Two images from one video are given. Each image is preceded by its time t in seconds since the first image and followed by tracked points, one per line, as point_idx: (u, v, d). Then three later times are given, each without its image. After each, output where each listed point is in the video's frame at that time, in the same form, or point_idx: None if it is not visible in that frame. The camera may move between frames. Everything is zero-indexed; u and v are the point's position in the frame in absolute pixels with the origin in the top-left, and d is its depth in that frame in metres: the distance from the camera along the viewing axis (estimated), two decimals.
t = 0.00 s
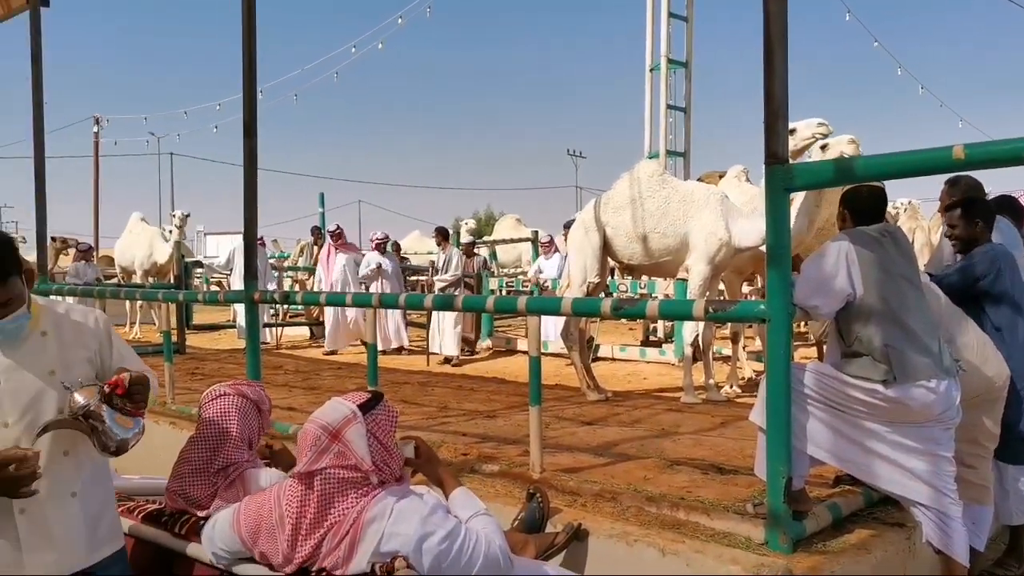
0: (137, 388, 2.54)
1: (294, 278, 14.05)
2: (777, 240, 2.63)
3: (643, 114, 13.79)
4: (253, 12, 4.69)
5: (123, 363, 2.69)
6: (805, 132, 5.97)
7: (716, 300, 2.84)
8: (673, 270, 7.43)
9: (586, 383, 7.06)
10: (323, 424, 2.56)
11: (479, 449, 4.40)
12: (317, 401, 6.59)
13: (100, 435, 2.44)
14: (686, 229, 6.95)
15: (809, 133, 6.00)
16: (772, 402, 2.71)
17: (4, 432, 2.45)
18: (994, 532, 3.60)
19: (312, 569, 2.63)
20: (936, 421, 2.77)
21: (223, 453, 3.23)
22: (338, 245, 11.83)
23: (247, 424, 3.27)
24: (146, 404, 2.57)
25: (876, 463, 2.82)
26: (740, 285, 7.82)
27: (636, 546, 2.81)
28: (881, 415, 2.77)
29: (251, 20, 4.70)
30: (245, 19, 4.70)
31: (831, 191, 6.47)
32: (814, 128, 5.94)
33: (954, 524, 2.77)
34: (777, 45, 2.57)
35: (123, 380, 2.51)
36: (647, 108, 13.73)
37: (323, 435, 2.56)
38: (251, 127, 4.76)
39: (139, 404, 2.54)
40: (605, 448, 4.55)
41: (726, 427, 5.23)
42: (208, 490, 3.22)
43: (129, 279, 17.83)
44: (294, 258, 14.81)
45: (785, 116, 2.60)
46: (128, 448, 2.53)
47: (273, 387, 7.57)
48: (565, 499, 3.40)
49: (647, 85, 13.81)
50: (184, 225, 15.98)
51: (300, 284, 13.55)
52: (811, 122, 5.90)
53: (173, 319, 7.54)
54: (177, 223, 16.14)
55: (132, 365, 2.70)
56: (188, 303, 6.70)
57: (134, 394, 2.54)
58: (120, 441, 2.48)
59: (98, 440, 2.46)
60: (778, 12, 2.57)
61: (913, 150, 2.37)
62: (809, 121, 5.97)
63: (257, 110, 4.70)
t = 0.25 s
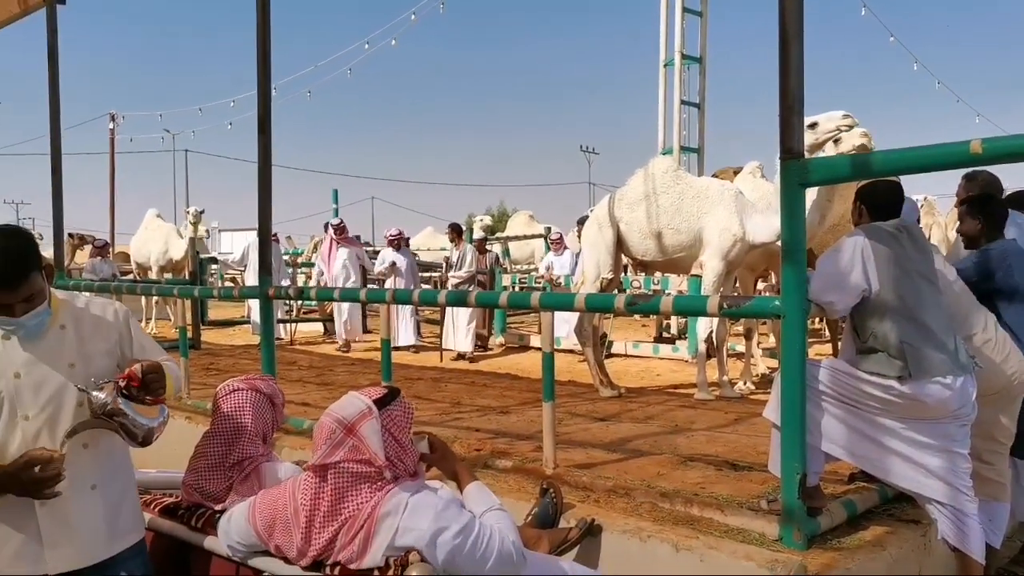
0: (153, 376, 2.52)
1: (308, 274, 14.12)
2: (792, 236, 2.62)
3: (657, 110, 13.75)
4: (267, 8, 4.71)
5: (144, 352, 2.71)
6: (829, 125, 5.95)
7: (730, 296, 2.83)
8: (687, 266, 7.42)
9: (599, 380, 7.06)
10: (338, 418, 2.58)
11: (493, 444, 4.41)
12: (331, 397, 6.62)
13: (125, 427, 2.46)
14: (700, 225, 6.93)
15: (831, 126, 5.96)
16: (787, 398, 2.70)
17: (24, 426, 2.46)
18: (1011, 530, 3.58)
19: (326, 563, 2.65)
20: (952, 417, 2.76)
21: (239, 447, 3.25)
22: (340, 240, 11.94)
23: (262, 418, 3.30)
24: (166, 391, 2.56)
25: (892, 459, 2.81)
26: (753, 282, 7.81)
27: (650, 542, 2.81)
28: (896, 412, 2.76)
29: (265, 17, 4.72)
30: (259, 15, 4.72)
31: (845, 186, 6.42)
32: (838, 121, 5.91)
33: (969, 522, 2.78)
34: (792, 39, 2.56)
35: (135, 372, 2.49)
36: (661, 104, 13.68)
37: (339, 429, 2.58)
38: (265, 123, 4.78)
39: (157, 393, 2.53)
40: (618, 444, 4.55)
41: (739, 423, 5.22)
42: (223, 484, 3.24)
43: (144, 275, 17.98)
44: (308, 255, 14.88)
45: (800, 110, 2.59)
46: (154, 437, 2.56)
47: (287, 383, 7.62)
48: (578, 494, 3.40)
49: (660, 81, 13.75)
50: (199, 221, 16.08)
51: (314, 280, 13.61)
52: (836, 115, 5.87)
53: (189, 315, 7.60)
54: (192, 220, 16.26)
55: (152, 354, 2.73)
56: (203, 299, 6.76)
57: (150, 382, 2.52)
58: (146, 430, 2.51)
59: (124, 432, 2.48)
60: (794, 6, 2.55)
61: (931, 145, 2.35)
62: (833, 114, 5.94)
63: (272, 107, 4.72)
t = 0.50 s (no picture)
0: (153, 371, 2.53)
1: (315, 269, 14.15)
2: (799, 231, 2.62)
3: (664, 105, 13.71)
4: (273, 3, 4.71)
5: (148, 345, 2.71)
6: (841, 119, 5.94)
7: (736, 291, 2.83)
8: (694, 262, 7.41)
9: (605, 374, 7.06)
10: (348, 412, 2.59)
11: (499, 439, 4.42)
12: (338, 391, 6.64)
13: (130, 422, 2.46)
14: (707, 220, 6.93)
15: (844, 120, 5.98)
16: (794, 392, 2.70)
17: (29, 421, 2.47)
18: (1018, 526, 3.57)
19: (332, 557, 2.66)
20: (959, 413, 2.75)
21: (245, 441, 3.27)
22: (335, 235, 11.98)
23: (268, 412, 3.33)
24: (168, 384, 2.57)
25: (898, 455, 2.80)
26: (759, 277, 7.81)
27: (656, 537, 2.81)
28: (903, 407, 2.76)
29: (272, 11, 4.72)
30: (265, 10, 4.73)
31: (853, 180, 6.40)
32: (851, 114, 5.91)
33: (975, 518, 2.79)
34: (799, 33, 2.55)
35: (135, 368, 2.50)
36: (668, 99, 13.64)
37: (349, 423, 2.59)
38: (271, 118, 4.79)
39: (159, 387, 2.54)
40: (624, 438, 4.55)
41: (746, 418, 5.22)
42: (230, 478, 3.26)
43: (151, 269, 18.03)
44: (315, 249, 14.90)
45: (807, 105, 2.58)
46: (160, 431, 2.56)
47: (294, 377, 7.64)
48: (585, 489, 3.41)
49: (667, 75, 13.71)
50: (206, 216, 16.12)
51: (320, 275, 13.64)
52: (848, 109, 5.88)
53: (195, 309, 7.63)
54: (199, 214, 16.30)
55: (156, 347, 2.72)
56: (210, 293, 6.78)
57: (151, 376, 2.53)
58: (152, 424, 2.52)
59: (130, 427, 2.48)
60: None
61: (938, 139, 2.35)
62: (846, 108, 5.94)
63: (278, 101, 4.73)
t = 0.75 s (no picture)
0: (151, 367, 2.52)
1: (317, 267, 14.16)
2: (802, 230, 2.61)
3: (667, 103, 13.69)
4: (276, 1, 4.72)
5: (146, 342, 2.71)
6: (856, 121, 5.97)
7: (738, 290, 2.83)
8: (697, 260, 7.40)
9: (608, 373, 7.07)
10: (351, 410, 2.59)
11: (501, 437, 4.43)
12: (340, 389, 6.65)
13: (130, 419, 2.46)
14: (710, 218, 6.92)
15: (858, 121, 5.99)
16: (796, 391, 2.70)
17: (28, 420, 2.49)
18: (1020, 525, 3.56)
19: (333, 555, 2.66)
20: (961, 413, 2.75)
21: (247, 440, 3.29)
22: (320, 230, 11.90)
23: (270, 410, 3.35)
24: (167, 380, 2.56)
25: (900, 454, 2.80)
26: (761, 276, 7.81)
27: (657, 535, 2.82)
28: (905, 406, 2.75)
29: (275, 10, 4.73)
30: (268, 8, 4.73)
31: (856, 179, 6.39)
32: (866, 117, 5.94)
33: (977, 517, 2.79)
34: (802, 32, 2.55)
35: (132, 365, 2.49)
36: (671, 97, 13.62)
37: (352, 421, 2.60)
38: (274, 116, 4.80)
39: (157, 383, 2.52)
40: (626, 437, 4.55)
41: (748, 417, 5.22)
42: (232, 476, 3.27)
43: (154, 267, 18.07)
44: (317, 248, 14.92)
45: (810, 105, 2.58)
46: (160, 428, 2.57)
47: (296, 375, 7.66)
48: (587, 487, 3.42)
49: (670, 73, 13.69)
50: (208, 214, 16.15)
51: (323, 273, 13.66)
52: (863, 110, 5.90)
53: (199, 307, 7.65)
54: (202, 212, 16.33)
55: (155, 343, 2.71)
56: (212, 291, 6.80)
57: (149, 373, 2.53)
58: (151, 420, 2.52)
59: (130, 423, 2.49)
60: None
61: (941, 139, 2.34)
62: (862, 111, 5.97)
63: (281, 100, 4.74)
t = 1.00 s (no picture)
0: (145, 363, 2.51)
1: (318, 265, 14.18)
2: (803, 228, 2.62)
3: (668, 102, 13.69)
4: None
5: (144, 338, 2.71)
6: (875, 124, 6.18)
7: (738, 288, 2.83)
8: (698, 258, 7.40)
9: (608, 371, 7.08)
10: (352, 407, 2.60)
11: (501, 435, 4.43)
12: (341, 387, 6.66)
13: (128, 416, 2.47)
14: (712, 217, 6.92)
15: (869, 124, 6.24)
16: (795, 389, 2.71)
17: (27, 418, 2.50)
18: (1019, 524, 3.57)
19: (333, 552, 2.67)
20: (961, 411, 2.75)
21: (247, 437, 3.30)
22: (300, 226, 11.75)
23: (270, 407, 3.36)
24: (163, 376, 2.56)
25: (900, 452, 2.81)
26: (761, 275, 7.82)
27: (657, 533, 2.82)
28: (904, 404, 2.76)
29: (275, 8, 4.73)
30: (269, 6, 4.73)
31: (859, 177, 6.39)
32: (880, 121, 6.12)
33: (977, 516, 2.80)
34: (802, 31, 2.55)
35: (127, 363, 2.49)
36: (672, 96, 13.62)
37: (353, 418, 2.60)
38: (275, 114, 4.80)
39: (155, 378, 2.53)
40: (626, 435, 4.56)
41: (749, 415, 5.23)
42: (231, 473, 3.28)
43: (155, 265, 18.08)
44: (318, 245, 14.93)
45: (810, 103, 2.58)
46: (158, 423, 2.57)
47: (297, 373, 7.67)
48: (587, 485, 3.42)
49: (671, 72, 13.69)
50: (209, 212, 16.17)
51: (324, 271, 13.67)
52: (877, 116, 6.14)
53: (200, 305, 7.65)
54: (203, 211, 16.35)
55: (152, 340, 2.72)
56: (213, 288, 6.80)
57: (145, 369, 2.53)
58: (150, 416, 2.53)
59: (128, 420, 2.49)
60: None
61: (942, 137, 2.34)
62: (873, 113, 6.21)
63: (281, 97, 4.74)
